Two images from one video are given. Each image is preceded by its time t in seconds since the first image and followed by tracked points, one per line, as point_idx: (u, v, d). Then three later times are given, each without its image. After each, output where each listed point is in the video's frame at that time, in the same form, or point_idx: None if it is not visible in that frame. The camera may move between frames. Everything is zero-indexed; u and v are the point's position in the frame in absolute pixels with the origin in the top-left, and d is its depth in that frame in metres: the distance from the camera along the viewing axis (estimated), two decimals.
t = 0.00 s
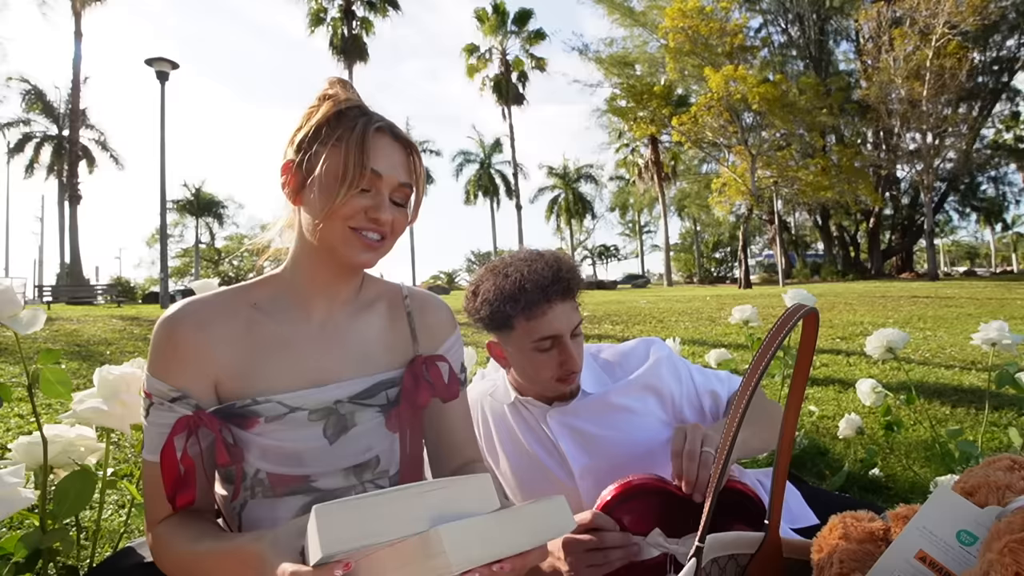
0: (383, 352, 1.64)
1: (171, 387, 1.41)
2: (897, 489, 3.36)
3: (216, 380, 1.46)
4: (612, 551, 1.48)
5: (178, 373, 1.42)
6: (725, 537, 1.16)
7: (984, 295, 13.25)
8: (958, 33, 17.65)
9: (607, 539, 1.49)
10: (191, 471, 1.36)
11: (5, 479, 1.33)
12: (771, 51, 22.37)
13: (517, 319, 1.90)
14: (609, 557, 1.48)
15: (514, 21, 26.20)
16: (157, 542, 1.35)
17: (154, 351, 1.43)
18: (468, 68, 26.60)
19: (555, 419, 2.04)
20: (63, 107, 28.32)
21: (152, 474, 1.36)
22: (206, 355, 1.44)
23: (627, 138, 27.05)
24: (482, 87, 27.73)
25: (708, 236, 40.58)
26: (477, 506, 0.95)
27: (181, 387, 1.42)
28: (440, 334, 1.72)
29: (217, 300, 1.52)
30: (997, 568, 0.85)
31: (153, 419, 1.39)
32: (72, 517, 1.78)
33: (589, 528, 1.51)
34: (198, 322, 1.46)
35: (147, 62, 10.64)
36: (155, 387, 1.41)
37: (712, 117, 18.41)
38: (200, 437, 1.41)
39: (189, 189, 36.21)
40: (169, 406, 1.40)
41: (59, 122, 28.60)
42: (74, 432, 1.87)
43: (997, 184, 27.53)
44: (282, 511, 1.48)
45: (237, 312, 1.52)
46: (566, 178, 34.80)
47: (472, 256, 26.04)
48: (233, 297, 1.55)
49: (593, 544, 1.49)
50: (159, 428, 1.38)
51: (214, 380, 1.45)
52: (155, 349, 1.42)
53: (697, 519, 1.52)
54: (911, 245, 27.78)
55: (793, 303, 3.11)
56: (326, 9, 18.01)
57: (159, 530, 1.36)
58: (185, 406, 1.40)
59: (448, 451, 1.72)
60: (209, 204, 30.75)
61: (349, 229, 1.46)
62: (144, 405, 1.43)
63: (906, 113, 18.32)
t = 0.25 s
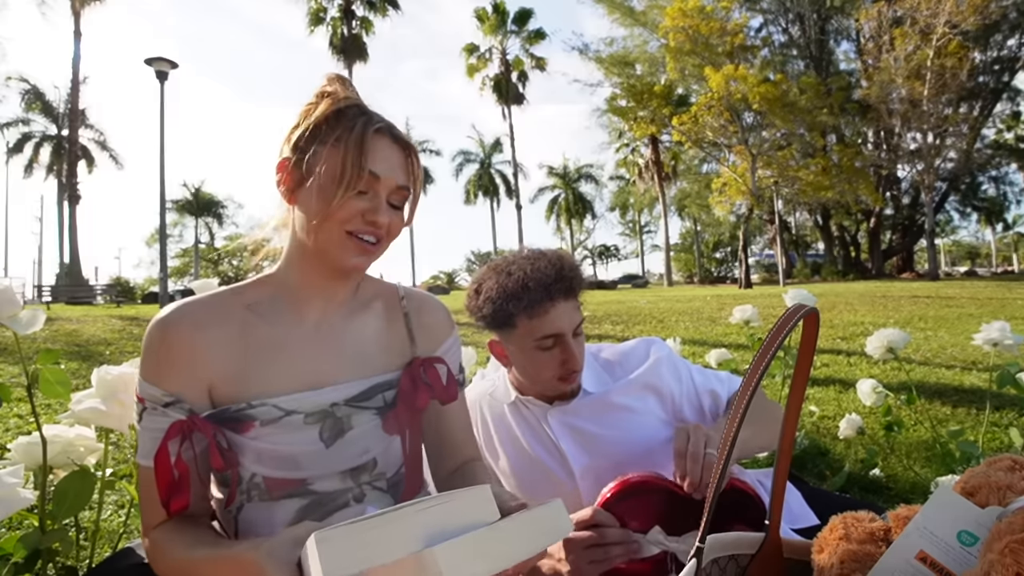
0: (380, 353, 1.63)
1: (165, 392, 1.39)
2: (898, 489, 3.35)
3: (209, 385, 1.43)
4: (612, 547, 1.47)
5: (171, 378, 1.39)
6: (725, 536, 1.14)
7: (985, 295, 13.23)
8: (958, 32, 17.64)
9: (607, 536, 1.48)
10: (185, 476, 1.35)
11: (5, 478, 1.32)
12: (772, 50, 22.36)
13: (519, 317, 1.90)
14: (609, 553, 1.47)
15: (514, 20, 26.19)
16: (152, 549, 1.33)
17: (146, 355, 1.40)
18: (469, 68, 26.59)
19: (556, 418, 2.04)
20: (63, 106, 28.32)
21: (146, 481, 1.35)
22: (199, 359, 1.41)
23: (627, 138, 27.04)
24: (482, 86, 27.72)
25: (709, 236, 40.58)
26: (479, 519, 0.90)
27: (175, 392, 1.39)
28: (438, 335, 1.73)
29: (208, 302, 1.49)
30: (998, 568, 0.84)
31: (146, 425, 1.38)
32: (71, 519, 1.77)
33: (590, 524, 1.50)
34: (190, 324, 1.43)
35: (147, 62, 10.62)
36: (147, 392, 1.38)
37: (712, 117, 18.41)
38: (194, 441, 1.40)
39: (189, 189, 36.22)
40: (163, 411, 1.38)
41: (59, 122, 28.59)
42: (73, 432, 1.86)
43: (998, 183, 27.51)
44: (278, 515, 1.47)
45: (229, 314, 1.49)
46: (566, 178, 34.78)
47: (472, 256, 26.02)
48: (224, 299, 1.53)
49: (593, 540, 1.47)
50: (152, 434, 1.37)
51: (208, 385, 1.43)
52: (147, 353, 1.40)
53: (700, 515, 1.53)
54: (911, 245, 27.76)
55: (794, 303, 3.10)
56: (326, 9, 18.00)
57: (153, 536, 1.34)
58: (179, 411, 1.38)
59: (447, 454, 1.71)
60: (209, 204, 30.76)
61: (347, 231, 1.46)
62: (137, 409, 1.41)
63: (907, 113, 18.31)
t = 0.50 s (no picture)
0: (376, 355, 1.66)
1: (160, 396, 1.41)
2: (896, 489, 3.38)
3: (205, 389, 1.46)
4: (614, 546, 1.48)
5: (166, 382, 1.41)
6: (725, 536, 1.17)
7: (983, 295, 13.26)
8: (956, 33, 17.68)
9: (609, 534, 1.49)
10: (184, 479, 1.36)
11: (5, 478, 1.27)
12: (770, 51, 22.41)
13: (521, 314, 1.92)
14: (611, 552, 1.48)
15: (513, 21, 26.22)
16: (152, 550, 1.36)
17: (140, 359, 1.42)
18: (468, 68, 26.61)
19: (555, 416, 2.06)
20: (63, 107, 28.32)
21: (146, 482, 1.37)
22: (194, 363, 1.44)
23: (626, 138, 27.08)
24: (481, 87, 27.74)
25: (708, 236, 40.62)
26: (478, 516, 0.88)
27: (171, 395, 1.41)
28: (434, 336, 1.75)
29: (203, 305, 1.51)
30: (997, 568, 0.87)
31: (144, 429, 1.39)
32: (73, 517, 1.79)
33: (591, 523, 1.52)
34: (184, 328, 1.45)
35: (148, 62, 10.64)
36: (143, 396, 1.40)
37: (711, 118, 18.45)
38: (193, 444, 1.41)
39: (189, 189, 36.23)
40: (160, 415, 1.39)
41: (60, 122, 28.58)
42: (75, 432, 1.88)
43: (996, 184, 27.57)
44: (277, 514, 1.49)
45: (223, 316, 1.51)
46: (566, 178, 34.82)
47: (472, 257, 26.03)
48: (219, 302, 1.54)
49: (594, 539, 1.49)
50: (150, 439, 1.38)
51: (204, 389, 1.45)
52: (141, 358, 1.42)
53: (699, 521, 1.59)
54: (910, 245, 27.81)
55: (793, 303, 3.12)
56: (326, 10, 18.02)
57: (153, 537, 1.36)
58: (176, 414, 1.40)
59: (447, 451, 1.74)
60: (209, 205, 30.77)
61: (350, 234, 1.47)
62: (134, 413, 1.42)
63: (905, 113, 18.35)
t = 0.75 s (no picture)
0: (373, 356, 1.66)
1: (154, 402, 1.41)
2: (896, 489, 3.38)
3: (200, 394, 1.46)
4: (613, 549, 1.47)
5: (160, 389, 1.41)
6: (724, 536, 1.18)
7: (983, 295, 13.26)
8: (956, 33, 17.68)
9: (607, 538, 1.48)
10: (179, 484, 1.35)
11: (6, 477, 1.27)
12: (770, 52, 22.42)
13: (517, 308, 1.93)
14: (610, 557, 1.46)
15: (513, 21, 26.21)
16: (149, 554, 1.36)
17: (133, 366, 1.42)
18: (468, 68, 26.61)
19: (556, 416, 2.05)
20: (64, 107, 28.32)
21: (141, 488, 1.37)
22: (190, 369, 1.44)
23: (626, 138, 27.08)
24: (482, 87, 27.72)
25: (708, 236, 40.62)
26: (463, 538, 0.83)
27: (166, 401, 1.42)
28: (429, 336, 1.76)
29: (198, 310, 1.51)
30: (997, 567, 0.87)
31: (138, 434, 1.40)
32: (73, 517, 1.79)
33: (590, 526, 1.51)
34: (176, 334, 1.45)
35: (148, 63, 10.64)
36: (137, 402, 1.41)
37: (711, 118, 18.45)
38: (189, 449, 1.40)
39: (189, 189, 36.27)
40: (154, 420, 1.40)
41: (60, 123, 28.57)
42: (74, 432, 1.88)
43: (995, 184, 27.58)
44: (275, 516, 1.49)
45: (218, 320, 1.51)
46: (566, 179, 34.82)
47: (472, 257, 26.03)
48: (212, 306, 1.53)
49: (594, 543, 1.47)
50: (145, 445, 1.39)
51: (199, 394, 1.45)
52: (134, 363, 1.42)
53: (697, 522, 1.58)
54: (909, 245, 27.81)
55: (793, 302, 3.12)
56: (326, 10, 18.03)
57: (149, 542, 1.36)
58: (170, 420, 1.41)
59: (444, 450, 1.75)
60: (209, 205, 30.77)
61: (375, 239, 1.49)
62: (128, 419, 1.44)
63: (905, 113, 18.34)
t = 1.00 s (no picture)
0: (372, 355, 1.67)
1: (154, 402, 1.42)
2: (895, 488, 3.39)
3: (198, 393, 1.47)
4: (613, 548, 1.48)
5: (160, 389, 1.42)
6: (723, 536, 1.19)
7: (982, 295, 13.27)
8: (956, 33, 17.68)
9: (607, 537, 1.49)
10: (176, 484, 1.35)
11: (6, 477, 1.25)
12: (770, 52, 22.43)
13: (502, 292, 2.07)
14: (609, 555, 1.47)
15: (513, 22, 26.21)
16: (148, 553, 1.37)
17: (133, 366, 1.43)
18: (468, 69, 26.60)
19: (555, 414, 2.07)
20: (64, 107, 28.31)
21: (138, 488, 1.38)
22: (189, 371, 1.44)
23: (626, 138, 27.09)
24: (481, 87, 27.72)
25: (708, 236, 40.65)
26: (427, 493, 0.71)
27: (165, 401, 1.42)
28: (428, 335, 1.79)
29: (198, 311, 1.51)
30: (997, 567, 0.88)
31: (136, 435, 1.41)
32: (74, 517, 1.80)
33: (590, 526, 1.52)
34: (176, 334, 1.46)
35: (148, 63, 10.64)
36: (135, 402, 1.41)
37: (711, 118, 18.45)
38: (188, 448, 1.41)
39: (190, 189, 36.26)
40: (152, 420, 1.41)
41: (61, 123, 28.57)
42: (76, 432, 1.89)
43: (995, 184, 27.60)
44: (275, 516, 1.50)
45: (217, 321, 1.52)
46: (566, 178, 34.83)
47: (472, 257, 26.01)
48: (211, 306, 1.54)
49: (593, 541, 1.49)
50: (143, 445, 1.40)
51: (197, 394, 1.46)
52: (133, 364, 1.42)
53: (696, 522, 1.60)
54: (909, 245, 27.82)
55: (793, 302, 3.13)
56: (326, 10, 18.03)
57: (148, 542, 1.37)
58: (169, 419, 1.42)
59: (442, 447, 1.76)
60: (209, 205, 30.77)
61: (383, 247, 1.51)
62: (126, 419, 1.44)
63: (904, 114, 18.35)
